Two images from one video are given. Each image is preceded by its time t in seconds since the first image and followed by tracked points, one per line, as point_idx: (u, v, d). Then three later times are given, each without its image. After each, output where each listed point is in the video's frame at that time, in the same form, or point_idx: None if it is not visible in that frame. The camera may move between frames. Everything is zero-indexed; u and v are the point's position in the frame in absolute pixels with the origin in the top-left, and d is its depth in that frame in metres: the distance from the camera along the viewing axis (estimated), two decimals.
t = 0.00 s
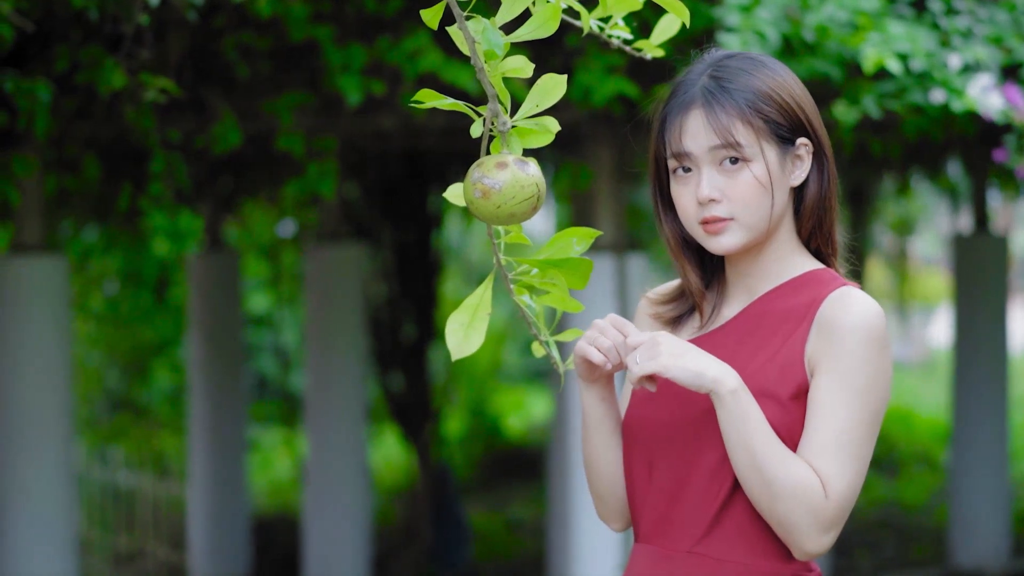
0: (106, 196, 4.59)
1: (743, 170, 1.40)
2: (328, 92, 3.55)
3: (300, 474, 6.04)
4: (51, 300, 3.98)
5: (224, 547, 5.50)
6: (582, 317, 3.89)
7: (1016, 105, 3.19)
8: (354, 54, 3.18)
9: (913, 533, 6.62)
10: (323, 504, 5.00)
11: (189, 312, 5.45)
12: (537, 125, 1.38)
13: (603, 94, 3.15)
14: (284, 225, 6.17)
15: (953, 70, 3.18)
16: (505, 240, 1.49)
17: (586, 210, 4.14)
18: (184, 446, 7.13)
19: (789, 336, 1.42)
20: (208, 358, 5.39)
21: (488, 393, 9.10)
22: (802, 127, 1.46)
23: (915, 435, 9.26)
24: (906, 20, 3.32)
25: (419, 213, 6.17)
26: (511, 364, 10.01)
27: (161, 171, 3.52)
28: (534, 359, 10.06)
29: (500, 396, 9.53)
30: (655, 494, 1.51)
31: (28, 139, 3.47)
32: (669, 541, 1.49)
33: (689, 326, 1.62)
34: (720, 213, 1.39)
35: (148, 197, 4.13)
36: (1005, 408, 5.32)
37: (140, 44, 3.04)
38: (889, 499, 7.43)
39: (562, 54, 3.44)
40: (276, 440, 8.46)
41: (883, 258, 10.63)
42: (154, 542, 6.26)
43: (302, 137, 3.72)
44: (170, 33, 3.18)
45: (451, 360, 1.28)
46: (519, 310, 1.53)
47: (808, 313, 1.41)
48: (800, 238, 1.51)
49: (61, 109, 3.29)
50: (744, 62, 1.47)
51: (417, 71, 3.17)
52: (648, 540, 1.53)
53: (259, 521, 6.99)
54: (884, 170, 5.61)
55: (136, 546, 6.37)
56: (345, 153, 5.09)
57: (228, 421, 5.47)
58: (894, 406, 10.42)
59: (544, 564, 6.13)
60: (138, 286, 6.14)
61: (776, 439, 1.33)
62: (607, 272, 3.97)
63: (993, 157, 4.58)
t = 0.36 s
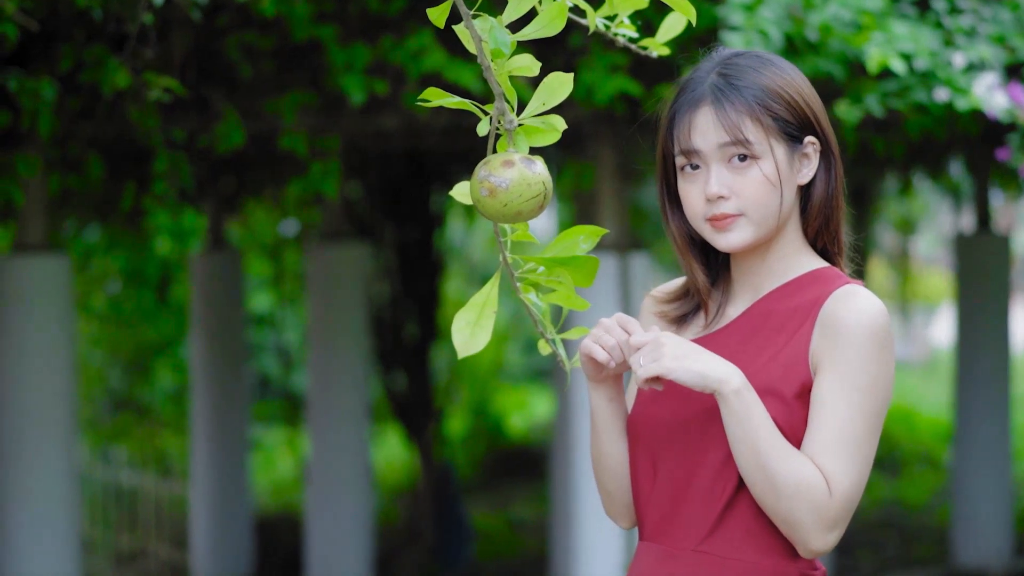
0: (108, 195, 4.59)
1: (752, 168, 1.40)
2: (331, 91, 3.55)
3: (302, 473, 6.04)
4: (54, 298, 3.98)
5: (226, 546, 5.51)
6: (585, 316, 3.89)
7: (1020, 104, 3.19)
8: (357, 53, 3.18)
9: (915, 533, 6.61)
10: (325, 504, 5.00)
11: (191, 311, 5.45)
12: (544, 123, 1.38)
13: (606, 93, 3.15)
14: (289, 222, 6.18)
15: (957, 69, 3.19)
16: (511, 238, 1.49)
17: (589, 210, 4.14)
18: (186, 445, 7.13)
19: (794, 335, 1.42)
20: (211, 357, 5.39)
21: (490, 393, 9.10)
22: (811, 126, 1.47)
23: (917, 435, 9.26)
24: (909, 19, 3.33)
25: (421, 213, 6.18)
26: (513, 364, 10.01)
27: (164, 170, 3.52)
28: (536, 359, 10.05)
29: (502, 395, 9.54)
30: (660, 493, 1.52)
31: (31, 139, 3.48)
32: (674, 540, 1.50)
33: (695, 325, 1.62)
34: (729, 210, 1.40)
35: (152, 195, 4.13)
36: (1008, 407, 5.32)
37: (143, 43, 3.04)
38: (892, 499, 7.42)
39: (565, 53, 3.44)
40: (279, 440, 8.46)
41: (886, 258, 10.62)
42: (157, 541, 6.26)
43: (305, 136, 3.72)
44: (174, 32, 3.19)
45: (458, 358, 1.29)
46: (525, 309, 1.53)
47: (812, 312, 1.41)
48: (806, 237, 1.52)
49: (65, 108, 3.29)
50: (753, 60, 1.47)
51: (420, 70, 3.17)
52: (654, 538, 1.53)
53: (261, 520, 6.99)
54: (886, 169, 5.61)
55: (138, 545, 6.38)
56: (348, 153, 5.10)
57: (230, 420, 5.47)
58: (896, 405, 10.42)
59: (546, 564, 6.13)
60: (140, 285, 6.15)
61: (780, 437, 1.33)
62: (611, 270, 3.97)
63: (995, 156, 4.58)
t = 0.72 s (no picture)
0: (111, 195, 4.60)
1: (760, 166, 1.40)
2: (334, 91, 3.55)
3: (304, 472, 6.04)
4: (57, 298, 3.98)
5: (228, 546, 5.51)
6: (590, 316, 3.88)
7: None
8: (360, 53, 3.18)
9: (917, 532, 6.61)
10: (328, 503, 5.00)
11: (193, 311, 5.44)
12: (550, 123, 1.38)
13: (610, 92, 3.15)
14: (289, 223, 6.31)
15: (962, 68, 3.19)
16: (518, 238, 1.48)
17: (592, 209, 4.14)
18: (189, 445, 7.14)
19: (795, 332, 1.42)
20: (214, 357, 5.40)
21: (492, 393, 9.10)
22: (818, 125, 1.47)
23: (920, 435, 9.26)
24: (913, 19, 3.33)
25: (423, 213, 6.18)
26: (515, 363, 10.01)
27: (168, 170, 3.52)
28: (538, 358, 10.05)
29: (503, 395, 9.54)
30: (666, 492, 1.52)
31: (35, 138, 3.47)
32: (681, 539, 1.49)
33: (700, 324, 1.62)
34: (736, 208, 1.40)
35: (155, 195, 4.13)
36: (1009, 406, 5.32)
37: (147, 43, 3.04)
38: (894, 498, 7.42)
39: (569, 53, 3.44)
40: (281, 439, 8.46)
41: (888, 257, 10.61)
42: (159, 541, 6.27)
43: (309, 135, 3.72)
44: (178, 31, 3.21)
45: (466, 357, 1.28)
46: (531, 308, 1.53)
47: (813, 310, 1.41)
48: (812, 236, 1.52)
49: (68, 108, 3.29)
50: (763, 59, 1.47)
51: (424, 70, 3.17)
52: (661, 538, 1.53)
53: (264, 520, 7.00)
54: (889, 169, 5.61)
55: (141, 544, 6.38)
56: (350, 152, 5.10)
57: (233, 420, 5.47)
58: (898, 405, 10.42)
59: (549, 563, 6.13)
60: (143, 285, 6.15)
61: (782, 436, 1.33)
62: (614, 270, 3.96)
63: (998, 156, 4.58)
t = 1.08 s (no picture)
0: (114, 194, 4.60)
1: (767, 163, 1.40)
2: (337, 91, 3.55)
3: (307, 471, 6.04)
4: (60, 299, 3.98)
5: (231, 546, 5.51)
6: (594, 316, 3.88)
7: None
8: (363, 53, 3.17)
9: (919, 532, 6.61)
10: (329, 502, 5.00)
11: (197, 310, 5.45)
12: (557, 123, 1.38)
13: (613, 92, 3.15)
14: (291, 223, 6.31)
15: (966, 67, 3.19)
16: (523, 239, 1.48)
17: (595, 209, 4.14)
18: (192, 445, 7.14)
19: (795, 330, 1.42)
20: (217, 357, 5.40)
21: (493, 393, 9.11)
22: (825, 124, 1.47)
23: (921, 434, 9.26)
24: (917, 18, 3.33)
25: (425, 213, 6.19)
26: (517, 363, 10.02)
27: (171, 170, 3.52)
28: (540, 358, 10.05)
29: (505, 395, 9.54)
30: (671, 493, 1.52)
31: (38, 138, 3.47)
32: (686, 540, 1.50)
33: (704, 323, 1.62)
34: (742, 204, 1.40)
35: (158, 195, 4.14)
36: (1012, 406, 5.32)
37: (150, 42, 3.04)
38: (896, 498, 7.42)
39: (572, 53, 3.44)
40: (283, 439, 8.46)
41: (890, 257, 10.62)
42: (161, 541, 6.28)
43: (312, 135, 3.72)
44: (181, 30, 3.21)
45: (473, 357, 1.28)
46: (538, 308, 1.53)
47: (812, 308, 1.41)
48: (816, 235, 1.52)
49: (71, 108, 3.29)
50: (771, 57, 1.47)
51: (427, 70, 3.17)
52: (667, 538, 1.53)
53: (266, 520, 7.00)
54: (891, 168, 5.61)
55: (143, 544, 6.38)
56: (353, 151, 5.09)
57: (236, 420, 5.48)
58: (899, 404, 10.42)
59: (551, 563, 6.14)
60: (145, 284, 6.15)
61: (784, 435, 1.33)
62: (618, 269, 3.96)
63: (1001, 156, 4.58)
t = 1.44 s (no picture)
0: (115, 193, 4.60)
1: (769, 159, 1.40)
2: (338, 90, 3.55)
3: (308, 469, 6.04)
4: (62, 298, 3.98)
5: (232, 546, 5.51)
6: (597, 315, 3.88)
7: None
8: (365, 52, 3.17)
9: (921, 531, 6.61)
10: (331, 501, 5.01)
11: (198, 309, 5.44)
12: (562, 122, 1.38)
13: (615, 91, 3.15)
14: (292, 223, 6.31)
15: (967, 65, 3.19)
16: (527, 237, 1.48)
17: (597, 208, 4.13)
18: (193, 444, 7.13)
19: (796, 328, 1.42)
20: (218, 356, 5.40)
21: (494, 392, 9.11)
22: (828, 123, 1.47)
23: (922, 433, 9.26)
24: (919, 17, 3.33)
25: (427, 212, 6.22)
26: (517, 363, 10.02)
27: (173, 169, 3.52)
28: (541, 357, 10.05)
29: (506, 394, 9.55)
30: (674, 491, 1.52)
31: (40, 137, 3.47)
32: (689, 538, 1.50)
33: (706, 322, 1.61)
34: (743, 199, 1.40)
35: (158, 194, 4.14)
36: (1014, 405, 5.32)
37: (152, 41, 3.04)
38: (897, 497, 7.42)
39: (574, 52, 3.44)
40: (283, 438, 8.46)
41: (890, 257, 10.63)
42: (162, 540, 6.28)
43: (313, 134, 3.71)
44: (183, 29, 3.21)
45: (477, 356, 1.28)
46: (543, 307, 1.52)
47: (812, 306, 1.41)
48: (818, 233, 1.52)
49: (73, 107, 3.29)
50: (776, 55, 1.47)
51: (429, 69, 3.17)
52: (671, 537, 1.53)
53: (267, 519, 7.00)
54: (892, 167, 5.61)
55: (144, 543, 6.38)
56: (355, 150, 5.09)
57: (237, 419, 5.48)
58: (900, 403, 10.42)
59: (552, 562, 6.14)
60: (146, 283, 6.16)
61: (785, 434, 1.34)
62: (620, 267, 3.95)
63: (1002, 154, 4.58)
